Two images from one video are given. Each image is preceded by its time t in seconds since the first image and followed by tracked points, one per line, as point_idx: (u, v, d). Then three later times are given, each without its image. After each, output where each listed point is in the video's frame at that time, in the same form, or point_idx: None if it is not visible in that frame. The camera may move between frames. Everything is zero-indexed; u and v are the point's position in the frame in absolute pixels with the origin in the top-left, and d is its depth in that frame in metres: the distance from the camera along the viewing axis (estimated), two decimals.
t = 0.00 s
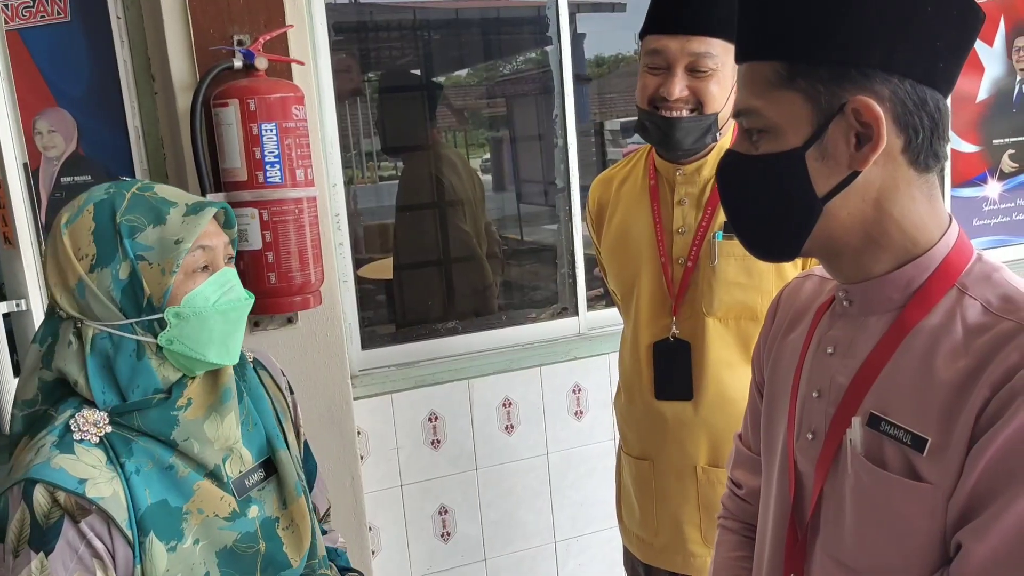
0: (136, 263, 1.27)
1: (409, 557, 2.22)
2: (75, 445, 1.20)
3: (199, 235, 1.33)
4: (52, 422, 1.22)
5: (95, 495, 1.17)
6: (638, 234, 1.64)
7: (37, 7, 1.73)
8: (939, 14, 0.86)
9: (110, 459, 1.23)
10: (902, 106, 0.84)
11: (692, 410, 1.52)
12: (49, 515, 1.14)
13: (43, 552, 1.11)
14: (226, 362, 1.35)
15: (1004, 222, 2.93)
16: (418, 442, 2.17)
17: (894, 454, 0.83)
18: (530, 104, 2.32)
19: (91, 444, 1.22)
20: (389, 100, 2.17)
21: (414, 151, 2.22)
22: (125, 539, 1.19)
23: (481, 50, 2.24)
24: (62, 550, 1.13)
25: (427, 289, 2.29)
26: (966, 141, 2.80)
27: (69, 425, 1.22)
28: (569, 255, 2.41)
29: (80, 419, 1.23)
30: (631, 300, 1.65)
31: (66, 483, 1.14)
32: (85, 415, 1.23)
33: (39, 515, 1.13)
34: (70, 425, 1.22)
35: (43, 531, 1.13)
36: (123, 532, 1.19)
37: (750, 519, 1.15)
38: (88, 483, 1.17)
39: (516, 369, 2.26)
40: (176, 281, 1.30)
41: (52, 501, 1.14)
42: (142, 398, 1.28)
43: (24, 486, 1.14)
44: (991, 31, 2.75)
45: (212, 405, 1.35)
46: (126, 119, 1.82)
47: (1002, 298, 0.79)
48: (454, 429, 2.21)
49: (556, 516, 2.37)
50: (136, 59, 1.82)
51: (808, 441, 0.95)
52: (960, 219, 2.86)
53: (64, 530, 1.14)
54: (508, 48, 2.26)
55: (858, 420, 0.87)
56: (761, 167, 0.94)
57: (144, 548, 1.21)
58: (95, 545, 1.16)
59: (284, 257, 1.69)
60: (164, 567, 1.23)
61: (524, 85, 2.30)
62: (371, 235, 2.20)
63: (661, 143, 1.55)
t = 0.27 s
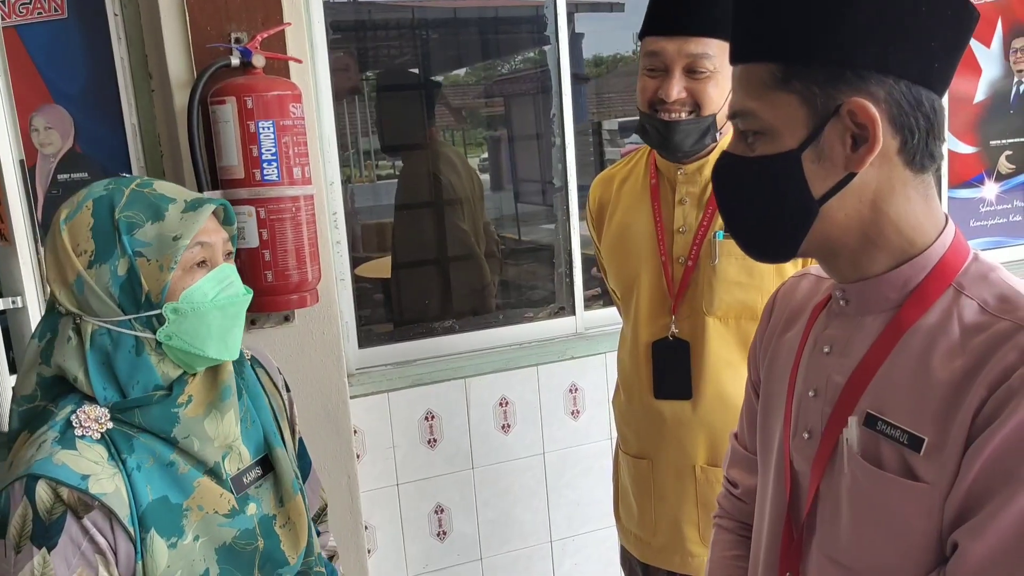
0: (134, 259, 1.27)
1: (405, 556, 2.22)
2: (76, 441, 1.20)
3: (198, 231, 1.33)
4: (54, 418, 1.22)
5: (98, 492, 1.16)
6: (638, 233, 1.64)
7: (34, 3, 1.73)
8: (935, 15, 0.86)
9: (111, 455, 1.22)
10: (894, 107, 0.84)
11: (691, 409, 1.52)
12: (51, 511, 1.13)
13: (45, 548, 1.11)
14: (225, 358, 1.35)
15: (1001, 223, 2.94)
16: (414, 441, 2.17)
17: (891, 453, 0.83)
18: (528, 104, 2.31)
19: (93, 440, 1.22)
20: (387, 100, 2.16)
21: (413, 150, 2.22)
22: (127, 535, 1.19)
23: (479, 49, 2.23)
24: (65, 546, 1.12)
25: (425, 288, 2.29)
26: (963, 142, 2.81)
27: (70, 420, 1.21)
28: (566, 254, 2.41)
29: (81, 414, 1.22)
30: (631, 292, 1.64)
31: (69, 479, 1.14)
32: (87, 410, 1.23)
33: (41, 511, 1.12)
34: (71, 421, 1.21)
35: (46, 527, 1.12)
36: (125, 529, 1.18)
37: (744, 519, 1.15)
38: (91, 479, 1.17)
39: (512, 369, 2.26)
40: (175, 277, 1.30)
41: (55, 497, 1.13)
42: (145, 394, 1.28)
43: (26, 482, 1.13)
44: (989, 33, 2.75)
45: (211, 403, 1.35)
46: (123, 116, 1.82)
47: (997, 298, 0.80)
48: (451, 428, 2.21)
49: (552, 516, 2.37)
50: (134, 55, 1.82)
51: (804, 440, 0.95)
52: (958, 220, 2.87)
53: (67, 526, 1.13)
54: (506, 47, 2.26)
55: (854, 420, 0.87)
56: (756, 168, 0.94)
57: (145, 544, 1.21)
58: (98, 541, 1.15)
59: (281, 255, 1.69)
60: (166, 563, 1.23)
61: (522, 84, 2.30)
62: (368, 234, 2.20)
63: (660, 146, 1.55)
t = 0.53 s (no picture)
0: (118, 254, 1.26)
1: (400, 554, 2.21)
2: (80, 429, 1.20)
3: (183, 225, 1.30)
4: (58, 405, 1.23)
5: (101, 480, 1.17)
6: (640, 230, 1.64)
7: None
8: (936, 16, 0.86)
9: (115, 443, 1.22)
10: (900, 109, 0.84)
11: (692, 407, 1.52)
12: (54, 498, 1.14)
13: (48, 534, 1.12)
14: (217, 352, 1.32)
15: (998, 226, 2.95)
16: (410, 440, 2.17)
17: (891, 454, 0.83)
18: (526, 102, 2.31)
19: (97, 429, 1.22)
20: (381, 97, 2.16)
21: (411, 146, 2.22)
22: (128, 523, 1.19)
23: (477, 48, 2.23)
24: (67, 532, 1.14)
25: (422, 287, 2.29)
26: (961, 144, 2.82)
27: (75, 408, 1.22)
28: (563, 253, 2.41)
29: (86, 403, 1.23)
30: (632, 291, 1.64)
31: (72, 466, 1.15)
32: (91, 399, 1.24)
33: (44, 497, 1.13)
34: (76, 409, 1.22)
35: (49, 513, 1.13)
36: (126, 518, 1.19)
37: (742, 518, 1.15)
38: (94, 467, 1.17)
39: (509, 367, 2.26)
40: (158, 272, 1.28)
41: (58, 483, 1.14)
42: (144, 386, 1.28)
43: (30, 468, 1.14)
44: (988, 35, 2.76)
45: (214, 396, 1.34)
46: (120, 110, 1.81)
47: (999, 299, 0.79)
48: (447, 426, 2.20)
49: (547, 516, 2.36)
50: (132, 49, 1.82)
51: (805, 441, 0.95)
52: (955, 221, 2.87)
53: (69, 512, 1.14)
54: (504, 45, 2.26)
55: (856, 421, 0.87)
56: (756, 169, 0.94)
57: (147, 533, 1.21)
58: (100, 529, 1.16)
59: (278, 251, 1.68)
60: (166, 553, 1.23)
61: (521, 83, 2.29)
62: (365, 231, 2.19)
63: (659, 148, 1.55)
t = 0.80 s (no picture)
0: (115, 253, 1.27)
1: (399, 552, 2.22)
2: (81, 424, 1.21)
3: (180, 225, 1.30)
4: (61, 399, 1.24)
5: (98, 475, 1.18)
6: (643, 229, 1.65)
7: None
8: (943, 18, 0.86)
9: (115, 439, 1.23)
10: (911, 108, 0.85)
11: (693, 407, 1.53)
12: (52, 492, 1.15)
13: (44, 528, 1.13)
14: (212, 353, 1.32)
15: (998, 227, 2.95)
16: (409, 438, 2.17)
17: (891, 452, 0.84)
18: (527, 102, 2.32)
19: (98, 424, 1.23)
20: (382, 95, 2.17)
21: (411, 146, 2.23)
22: (125, 519, 1.20)
23: (479, 48, 2.24)
24: (63, 526, 1.15)
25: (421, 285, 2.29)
26: (962, 146, 2.83)
27: (77, 403, 1.23)
28: (563, 253, 2.41)
29: (88, 398, 1.24)
30: (633, 289, 1.65)
31: (69, 461, 1.16)
32: (94, 394, 1.25)
33: (42, 491, 1.14)
34: (78, 404, 1.23)
35: (45, 507, 1.14)
36: (123, 513, 1.20)
37: (740, 517, 1.15)
38: (92, 462, 1.18)
39: (508, 367, 2.27)
40: (153, 271, 1.29)
41: (56, 478, 1.15)
42: (145, 383, 1.29)
43: (29, 462, 1.15)
44: (989, 37, 2.77)
45: (215, 397, 1.35)
46: (122, 107, 1.82)
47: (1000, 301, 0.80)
48: (446, 425, 2.21)
49: (546, 515, 2.37)
50: (134, 47, 1.81)
51: (805, 439, 0.96)
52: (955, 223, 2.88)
53: (65, 507, 1.16)
54: (506, 45, 2.26)
55: (856, 419, 0.88)
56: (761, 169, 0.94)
57: (144, 529, 1.22)
58: (96, 524, 1.17)
59: (279, 249, 1.69)
60: (163, 549, 1.23)
61: (522, 83, 2.30)
62: (366, 230, 2.20)
63: (660, 149, 1.56)
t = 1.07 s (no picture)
0: (124, 255, 1.27)
1: (400, 553, 2.22)
2: (78, 428, 1.21)
3: (191, 230, 1.31)
4: (59, 403, 1.24)
5: (95, 478, 1.18)
6: (643, 229, 1.65)
7: None
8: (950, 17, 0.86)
9: (112, 442, 1.23)
10: (924, 108, 0.85)
11: (695, 408, 1.52)
12: (49, 496, 1.15)
13: (42, 533, 1.13)
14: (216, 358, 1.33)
15: (1000, 228, 2.95)
16: (410, 439, 2.17)
17: (896, 454, 0.84)
18: (528, 103, 2.32)
19: (94, 427, 1.23)
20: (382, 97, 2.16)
21: (411, 146, 2.23)
22: (124, 523, 1.20)
23: (480, 49, 2.24)
24: (61, 531, 1.14)
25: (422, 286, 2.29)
26: (963, 147, 2.83)
27: (74, 407, 1.23)
28: (564, 254, 2.41)
29: (85, 402, 1.24)
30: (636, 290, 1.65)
31: (66, 464, 1.16)
32: (90, 398, 1.25)
33: (39, 495, 1.14)
34: (74, 408, 1.23)
35: (43, 512, 1.14)
36: (121, 516, 1.19)
37: (743, 518, 1.15)
38: (89, 465, 1.18)
39: (509, 367, 2.28)
40: (163, 275, 1.29)
41: (53, 481, 1.15)
42: (144, 385, 1.29)
43: (26, 466, 1.15)
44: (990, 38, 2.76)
45: (213, 398, 1.35)
46: (123, 108, 1.82)
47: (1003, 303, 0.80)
48: (447, 426, 2.21)
49: (547, 516, 2.37)
50: (135, 48, 1.81)
51: (809, 441, 0.96)
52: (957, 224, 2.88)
53: (64, 510, 1.15)
54: (507, 46, 2.26)
55: (860, 421, 0.88)
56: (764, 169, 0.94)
57: (143, 531, 1.22)
58: (94, 527, 1.17)
59: (280, 249, 1.69)
60: (163, 551, 1.23)
61: (523, 84, 2.30)
62: (367, 231, 2.20)
63: (671, 145, 1.56)
